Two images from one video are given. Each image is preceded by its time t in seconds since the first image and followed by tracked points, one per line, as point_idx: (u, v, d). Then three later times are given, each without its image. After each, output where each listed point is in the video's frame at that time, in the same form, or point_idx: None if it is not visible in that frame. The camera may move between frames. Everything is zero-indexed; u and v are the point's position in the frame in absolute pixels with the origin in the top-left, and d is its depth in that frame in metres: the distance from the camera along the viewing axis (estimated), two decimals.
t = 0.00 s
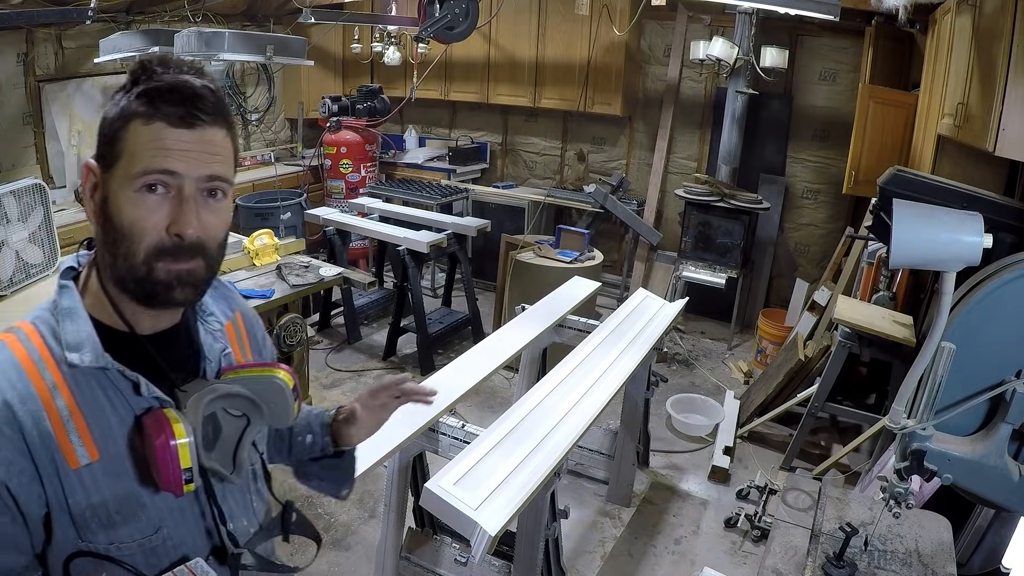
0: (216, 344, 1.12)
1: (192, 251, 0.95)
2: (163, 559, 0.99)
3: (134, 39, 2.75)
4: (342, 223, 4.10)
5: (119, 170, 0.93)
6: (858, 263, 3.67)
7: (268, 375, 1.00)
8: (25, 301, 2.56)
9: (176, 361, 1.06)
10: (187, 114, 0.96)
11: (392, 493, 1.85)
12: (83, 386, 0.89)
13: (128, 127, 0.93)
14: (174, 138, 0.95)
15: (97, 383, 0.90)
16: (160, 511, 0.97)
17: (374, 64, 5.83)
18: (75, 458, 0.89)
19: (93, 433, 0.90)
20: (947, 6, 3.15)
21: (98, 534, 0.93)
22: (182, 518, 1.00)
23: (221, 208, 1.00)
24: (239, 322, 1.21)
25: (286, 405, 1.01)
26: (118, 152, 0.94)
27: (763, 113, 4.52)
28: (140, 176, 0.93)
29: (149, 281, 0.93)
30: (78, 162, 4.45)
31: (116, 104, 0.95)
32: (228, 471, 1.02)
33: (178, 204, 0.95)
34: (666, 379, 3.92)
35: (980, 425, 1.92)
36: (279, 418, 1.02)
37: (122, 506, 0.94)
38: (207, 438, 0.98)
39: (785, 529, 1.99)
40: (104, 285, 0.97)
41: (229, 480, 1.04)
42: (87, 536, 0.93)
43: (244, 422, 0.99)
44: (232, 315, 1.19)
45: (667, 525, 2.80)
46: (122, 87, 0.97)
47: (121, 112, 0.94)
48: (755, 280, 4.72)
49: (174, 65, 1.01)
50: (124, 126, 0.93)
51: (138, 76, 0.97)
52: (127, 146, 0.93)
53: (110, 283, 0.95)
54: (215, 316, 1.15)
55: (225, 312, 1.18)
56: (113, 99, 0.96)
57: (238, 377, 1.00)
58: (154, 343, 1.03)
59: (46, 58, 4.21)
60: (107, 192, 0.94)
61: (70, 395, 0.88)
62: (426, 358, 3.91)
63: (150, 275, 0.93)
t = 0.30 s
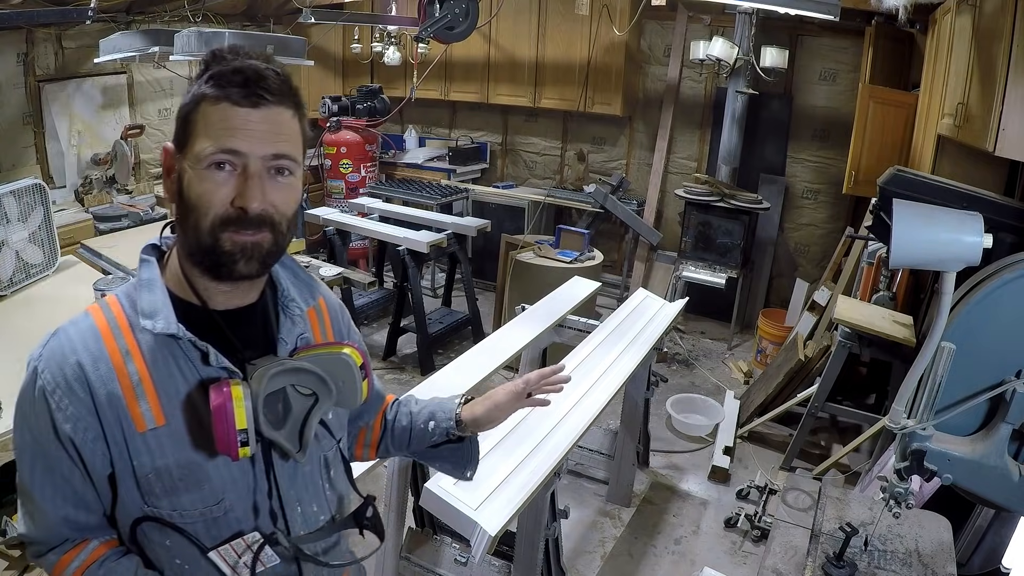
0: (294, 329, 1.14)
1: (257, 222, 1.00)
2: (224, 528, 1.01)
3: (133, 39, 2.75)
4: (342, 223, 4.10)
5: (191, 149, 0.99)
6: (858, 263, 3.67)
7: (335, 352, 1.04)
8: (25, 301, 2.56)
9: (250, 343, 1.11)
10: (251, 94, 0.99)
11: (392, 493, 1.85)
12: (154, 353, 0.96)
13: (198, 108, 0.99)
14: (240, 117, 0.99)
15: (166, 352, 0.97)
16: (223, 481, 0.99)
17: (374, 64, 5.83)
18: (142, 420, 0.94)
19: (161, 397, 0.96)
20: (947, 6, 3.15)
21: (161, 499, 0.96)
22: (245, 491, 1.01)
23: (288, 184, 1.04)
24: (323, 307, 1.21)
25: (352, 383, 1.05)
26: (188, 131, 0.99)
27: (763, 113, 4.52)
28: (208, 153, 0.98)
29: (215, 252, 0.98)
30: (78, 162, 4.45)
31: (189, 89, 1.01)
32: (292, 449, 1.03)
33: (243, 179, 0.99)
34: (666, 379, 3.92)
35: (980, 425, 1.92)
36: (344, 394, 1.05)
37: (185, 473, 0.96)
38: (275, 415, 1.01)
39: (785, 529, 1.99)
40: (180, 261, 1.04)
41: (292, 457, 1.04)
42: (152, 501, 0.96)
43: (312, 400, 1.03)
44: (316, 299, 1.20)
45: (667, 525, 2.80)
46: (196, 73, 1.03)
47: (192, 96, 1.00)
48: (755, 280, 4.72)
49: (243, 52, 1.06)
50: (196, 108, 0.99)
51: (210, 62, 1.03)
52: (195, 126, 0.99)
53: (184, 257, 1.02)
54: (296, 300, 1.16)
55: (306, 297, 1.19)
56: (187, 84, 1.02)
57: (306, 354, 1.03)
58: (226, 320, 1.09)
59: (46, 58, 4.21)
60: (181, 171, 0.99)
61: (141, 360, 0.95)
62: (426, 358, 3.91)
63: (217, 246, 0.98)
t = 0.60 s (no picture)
0: (342, 318, 1.16)
1: (303, 210, 1.00)
2: (273, 512, 1.04)
3: (133, 39, 2.75)
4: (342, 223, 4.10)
5: (236, 142, 1.00)
6: (858, 263, 3.67)
7: (381, 335, 1.06)
8: (25, 301, 2.56)
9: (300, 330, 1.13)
10: (293, 88, 1.00)
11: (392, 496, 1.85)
12: (210, 339, 0.99)
13: (246, 101, 1.00)
14: (284, 111, 1.00)
15: (221, 338, 1.00)
16: (275, 465, 1.02)
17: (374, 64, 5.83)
18: (197, 404, 0.97)
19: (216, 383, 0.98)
20: (947, 6, 3.15)
21: (213, 482, 0.99)
22: (296, 475, 1.05)
23: (331, 173, 1.04)
24: (367, 301, 1.23)
25: (403, 365, 1.08)
26: (233, 125, 1.01)
27: (763, 113, 4.52)
28: (253, 145, 0.99)
29: (265, 240, 0.99)
30: (78, 162, 4.45)
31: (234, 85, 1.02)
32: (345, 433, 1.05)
33: (288, 169, 1.00)
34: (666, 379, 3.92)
35: (980, 425, 1.92)
36: (395, 377, 1.07)
37: (238, 457, 0.99)
38: (328, 400, 1.03)
39: (785, 529, 1.99)
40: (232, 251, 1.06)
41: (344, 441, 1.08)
42: (204, 485, 1.00)
43: (362, 384, 1.05)
44: (360, 293, 1.22)
45: (667, 525, 2.80)
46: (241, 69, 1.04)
47: (237, 90, 1.01)
48: (755, 280, 4.72)
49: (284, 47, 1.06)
50: (241, 102, 1.00)
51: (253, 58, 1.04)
52: (239, 119, 1.00)
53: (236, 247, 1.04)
54: (344, 292, 1.18)
55: (353, 289, 1.21)
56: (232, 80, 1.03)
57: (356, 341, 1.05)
58: (279, 305, 1.11)
59: (46, 58, 4.21)
60: (227, 164, 1.01)
61: (198, 346, 0.98)
62: (426, 358, 3.91)
63: (265, 233, 0.99)
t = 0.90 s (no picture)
0: (351, 321, 1.18)
1: (325, 220, 1.01)
2: (292, 512, 1.04)
3: (133, 39, 2.75)
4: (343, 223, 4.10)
5: (264, 148, 0.99)
6: (858, 263, 3.67)
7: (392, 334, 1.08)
8: (25, 301, 2.56)
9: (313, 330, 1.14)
10: (323, 98, 1.00)
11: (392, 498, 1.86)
12: (226, 341, 0.99)
13: (273, 107, 0.99)
14: (313, 121, 0.99)
15: (237, 340, 1.00)
16: (292, 465, 1.03)
17: (374, 64, 5.83)
18: (216, 407, 0.96)
19: (233, 385, 0.98)
20: (947, 6, 3.15)
21: (231, 484, 0.99)
22: (313, 475, 1.05)
23: (354, 183, 1.04)
24: (371, 303, 1.23)
25: (416, 363, 1.10)
26: (260, 129, 1.00)
27: (763, 113, 4.52)
28: (281, 152, 0.99)
29: (285, 247, 1.00)
30: (78, 162, 4.45)
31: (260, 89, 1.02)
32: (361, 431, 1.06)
33: (314, 178, 1.00)
34: (666, 379, 3.92)
35: (979, 425, 1.92)
36: (406, 375, 1.09)
37: (257, 459, 1.00)
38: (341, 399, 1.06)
39: (785, 529, 1.99)
40: (247, 254, 1.05)
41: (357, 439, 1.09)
42: (222, 488, 1.00)
43: (375, 382, 1.08)
44: (365, 295, 1.22)
45: (667, 525, 2.80)
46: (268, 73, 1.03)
47: (264, 96, 1.00)
48: (755, 280, 4.72)
49: (312, 55, 1.06)
50: (269, 108, 1.00)
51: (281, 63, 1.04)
52: (267, 125, 0.99)
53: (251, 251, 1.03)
54: (351, 293, 1.18)
55: (358, 290, 1.21)
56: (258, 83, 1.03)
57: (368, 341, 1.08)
58: (293, 306, 1.11)
59: (46, 58, 4.21)
60: (252, 167, 1.00)
61: (214, 349, 0.97)
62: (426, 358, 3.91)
63: (285, 240, 0.99)
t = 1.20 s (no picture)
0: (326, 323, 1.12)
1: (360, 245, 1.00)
2: (298, 526, 1.00)
3: (133, 39, 2.75)
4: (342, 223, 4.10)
5: (341, 173, 0.92)
6: (858, 263, 3.67)
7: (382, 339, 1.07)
8: (25, 302, 2.55)
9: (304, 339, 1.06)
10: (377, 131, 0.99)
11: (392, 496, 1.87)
12: (215, 363, 0.92)
13: (344, 130, 0.93)
14: (369, 151, 0.97)
15: (225, 358, 0.93)
16: (296, 479, 0.98)
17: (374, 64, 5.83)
18: (213, 432, 0.90)
19: (227, 407, 0.92)
20: (947, 6, 3.15)
21: (235, 509, 0.94)
22: (316, 486, 1.01)
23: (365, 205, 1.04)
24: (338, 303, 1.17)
25: (401, 367, 1.10)
26: (337, 151, 0.92)
27: (763, 113, 4.52)
28: (357, 179, 0.94)
29: (337, 268, 0.96)
30: (78, 162, 4.44)
31: (310, 107, 0.91)
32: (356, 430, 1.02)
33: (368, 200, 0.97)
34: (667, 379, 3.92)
35: (979, 425, 1.92)
36: (393, 379, 1.09)
37: (261, 478, 0.94)
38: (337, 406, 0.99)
39: (785, 529, 1.99)
40: (256, 272, 0.96)
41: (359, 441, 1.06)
42: (225, 514, 0.94)
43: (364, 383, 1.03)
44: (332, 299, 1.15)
45: (667, 525, 2.80)
46: (307, 88, 0.93)
47: (322, 116, 0.91)
48: (755, 280, 4.72)
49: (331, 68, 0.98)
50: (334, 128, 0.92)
51: (315, 77, 0.94)
52: (337, 148, 0.92)
53: (281, 272, 0.95)
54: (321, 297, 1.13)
55: (325, 294, 1.15)
56: (300, 98, 0.91)
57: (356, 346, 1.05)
58: (281, 313, 1.02)
59: (46, 58, 4.21)
60: (320, 187, 0.91)
61: (204, 372, 0.91)
62: (426, 358, 3.90)
63: (341, 266, 0.96)
